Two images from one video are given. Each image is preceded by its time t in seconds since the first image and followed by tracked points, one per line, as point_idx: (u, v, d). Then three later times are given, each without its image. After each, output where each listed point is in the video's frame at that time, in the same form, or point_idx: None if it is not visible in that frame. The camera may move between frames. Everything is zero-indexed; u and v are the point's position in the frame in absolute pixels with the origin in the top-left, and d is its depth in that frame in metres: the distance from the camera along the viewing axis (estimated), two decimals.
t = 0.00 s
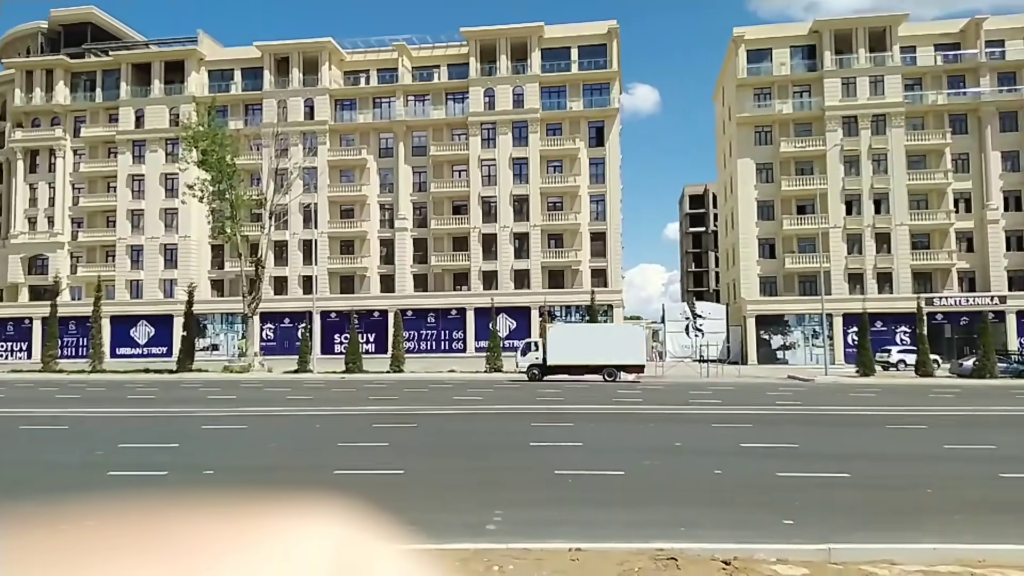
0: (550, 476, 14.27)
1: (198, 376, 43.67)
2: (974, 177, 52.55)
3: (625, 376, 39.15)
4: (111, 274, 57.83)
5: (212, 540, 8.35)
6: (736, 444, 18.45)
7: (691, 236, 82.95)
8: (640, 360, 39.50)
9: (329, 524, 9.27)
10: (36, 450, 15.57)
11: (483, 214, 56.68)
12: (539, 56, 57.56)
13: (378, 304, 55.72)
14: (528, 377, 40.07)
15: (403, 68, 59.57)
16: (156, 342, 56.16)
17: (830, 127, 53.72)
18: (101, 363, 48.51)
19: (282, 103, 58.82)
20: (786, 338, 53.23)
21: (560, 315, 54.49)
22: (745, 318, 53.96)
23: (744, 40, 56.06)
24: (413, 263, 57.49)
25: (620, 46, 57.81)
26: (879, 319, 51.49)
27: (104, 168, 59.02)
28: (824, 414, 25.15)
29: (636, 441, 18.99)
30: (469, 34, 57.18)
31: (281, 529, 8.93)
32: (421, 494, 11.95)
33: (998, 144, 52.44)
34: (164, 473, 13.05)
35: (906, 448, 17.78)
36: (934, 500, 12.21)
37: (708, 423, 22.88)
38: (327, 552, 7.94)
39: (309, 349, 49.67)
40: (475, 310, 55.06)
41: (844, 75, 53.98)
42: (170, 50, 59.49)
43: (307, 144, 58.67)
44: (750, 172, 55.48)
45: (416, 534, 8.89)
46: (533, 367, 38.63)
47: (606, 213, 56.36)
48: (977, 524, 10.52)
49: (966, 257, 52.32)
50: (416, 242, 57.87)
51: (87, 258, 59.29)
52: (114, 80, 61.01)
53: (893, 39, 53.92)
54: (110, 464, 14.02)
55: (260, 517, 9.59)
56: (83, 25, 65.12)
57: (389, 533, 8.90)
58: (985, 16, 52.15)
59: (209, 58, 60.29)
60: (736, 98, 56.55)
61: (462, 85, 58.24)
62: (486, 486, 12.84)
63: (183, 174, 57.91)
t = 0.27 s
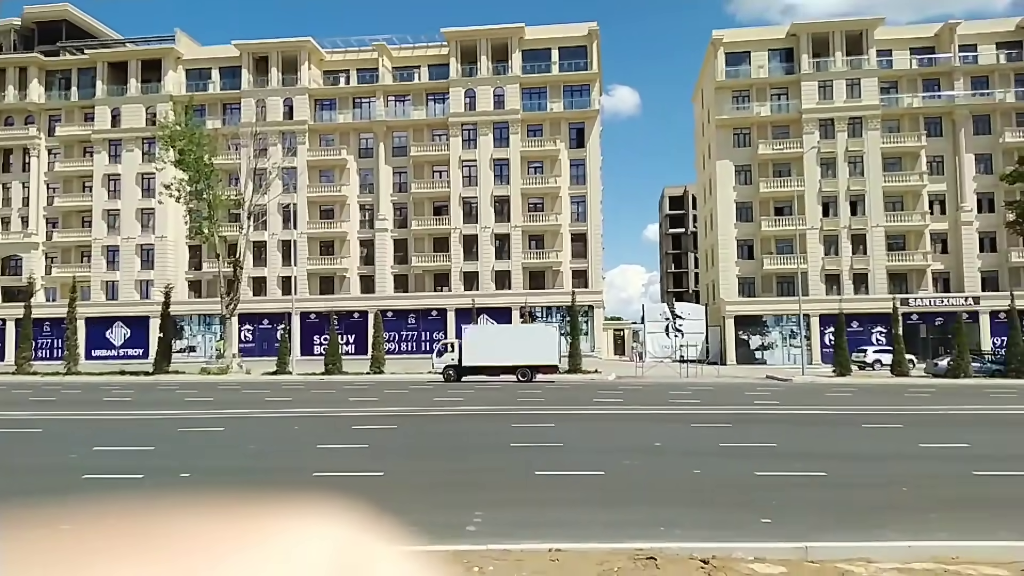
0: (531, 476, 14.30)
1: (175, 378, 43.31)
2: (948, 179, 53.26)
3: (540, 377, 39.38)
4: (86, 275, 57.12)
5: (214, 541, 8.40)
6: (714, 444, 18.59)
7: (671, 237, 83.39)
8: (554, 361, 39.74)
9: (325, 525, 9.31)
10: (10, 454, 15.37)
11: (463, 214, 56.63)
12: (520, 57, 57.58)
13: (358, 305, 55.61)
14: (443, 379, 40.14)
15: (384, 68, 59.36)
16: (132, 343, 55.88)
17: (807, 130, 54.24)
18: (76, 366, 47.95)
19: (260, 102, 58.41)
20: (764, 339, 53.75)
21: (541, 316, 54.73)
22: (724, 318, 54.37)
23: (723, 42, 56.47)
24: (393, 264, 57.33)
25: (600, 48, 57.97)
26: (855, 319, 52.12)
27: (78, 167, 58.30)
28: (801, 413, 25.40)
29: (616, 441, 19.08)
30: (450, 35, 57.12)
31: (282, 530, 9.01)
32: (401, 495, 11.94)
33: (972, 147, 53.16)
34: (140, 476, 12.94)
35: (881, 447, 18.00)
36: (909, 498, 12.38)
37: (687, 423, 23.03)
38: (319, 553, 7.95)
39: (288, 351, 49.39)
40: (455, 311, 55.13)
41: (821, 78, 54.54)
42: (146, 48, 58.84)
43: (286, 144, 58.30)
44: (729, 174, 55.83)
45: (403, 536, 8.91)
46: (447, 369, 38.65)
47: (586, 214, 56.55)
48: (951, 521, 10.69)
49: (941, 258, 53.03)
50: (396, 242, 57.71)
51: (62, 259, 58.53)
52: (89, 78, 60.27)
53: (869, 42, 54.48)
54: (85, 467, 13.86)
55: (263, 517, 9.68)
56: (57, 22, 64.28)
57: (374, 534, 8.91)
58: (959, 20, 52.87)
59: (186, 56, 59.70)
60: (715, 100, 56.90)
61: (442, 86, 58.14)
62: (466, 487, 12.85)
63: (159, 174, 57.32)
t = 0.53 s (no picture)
0: (506, 476, 14.33)
1: (146, 378, 42.81)
2: (919, 183, 54.08)
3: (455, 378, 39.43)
4: (56, 272, 56.22)
5: (217, 540, 8.44)
6: (689, 444, 18.75)
7: (647, 238, 83.82)
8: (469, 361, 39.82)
9: (315, 526, 9.33)
10: None
11: (440, 214, 56.51)
12: (498, 57, 57.58)
13: (334, 304, 55.37)
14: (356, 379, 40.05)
15: (361, 66, 59.06)
16: (103, 342, 55.26)
17: (781, 133, 54.80)
18: (45, 365, 47.21)
19: (235, 99, 57.88)
20: (738, 339, 54.30)
21: (518, 317, 54.85)
22: (699, 319, 54.78)
23: (699, 46, 56.96)
24: (369, 264, 57.08)
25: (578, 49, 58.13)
26: (828, 320, 52.82)
27: (49, 164, 57.38)
28: (775, 413, 25.65)
29: (592, 441, 19.16)
30: (427, 34, 56.98)
31: (283, 529, 9.06)
32: (377, 496, 11.92)
33: (943, 152, 53.98)
34: (111, 477, 12.80)
35: (853, 446, 18.25)
36: (879, 497, 12.58)
37: (663, 423, 23.18)
38: (304, 554, 7.96)
39: (262, 350, 48.96)
40: (432, 311, 55.04)
41: (795, 82, 55.13)
42: (119, 43, 58.04)
43: (261, 142, 57.79)
44: (704, 177, 56.23)
45: (385, 536, 8.93)
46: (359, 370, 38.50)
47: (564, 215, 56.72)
48: (920, 520, 10.87)
49: (912, 260, 53.84)
50: (373, 241, 57.47)
51: (31, 256, 57.60)
52: (60, 73, 59.36)
53: (842, 47, 55.15)
54: (55, 468, 13.69)
55: (265, 517, 9.76)
56: (27, 15, 63.21)
57: (355, 534, 8.92)
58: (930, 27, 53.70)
59: (160, 52, 58.99)
60: (691, 102, 57.31)
61: (420, 85, 57.99)
62: (443, 487, 12.86)
63: (132, 170, 56.60)
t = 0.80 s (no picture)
0: (482, 475, 14.33)
1: (117, 377, 42.26)
2: (890, 184, 54.87)
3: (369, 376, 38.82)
4: (24, 269, 55.28)
5: (215, 540, 8.43)
6: (664, 442, 18.86)
7: (624, 237, 84.20)
8: (383, 360, 39.21)
9: (301, 526, 9.30)
10: None
11: (417, 212, 56.36)
12: (475, 56, 57.50)
13: (309, 303, 55.08)
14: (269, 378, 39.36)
15: (337, 63, 58.64)
16: (73, 341, 54.58)
17: (756, 134, 55.28)
18: (13, 364, 46.43)
19: (209, 95, 57.28)
20: (713, 338, 54.80)
21: (494, 316, 54.93)
22: (674, 319, 55.19)
23: (675, 47, 57.34)
24: (345, 262, 56.77)
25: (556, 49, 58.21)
26: (800, 320, 53.50)
27: (17, 159, 56.40)
28: (749, 411, 25.87)
29: (568, 440, 19.21)
30: (404, 31, 56.75)
31: (282, 530, 9.06)
32: (353, 495, 11.87)
33: (914, 154, 54.77)
34: (81, 478, 12.63)
35: (826, 444, 18.46)
36: (851, 495, 12.74)
37: (638, 422, 23.29)
38: (285, 554, 7.93)
39: (235, 349, 48.51)
40: (409, 310, 55.01)
41: (770, 84, 55.62)
42: (90, 37, 57.17)
43: (235, 138, 57.10)
44: (680, 177, 56.58)
45: (364, 536, 8.91)
46: (272, 370, 37.71)
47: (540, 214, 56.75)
48: (891, 517, 11.02)
49: (883, 261, 54.61)
50: (349, 239, 57.18)
51: None
52: (29, 67, 58.36)
53: (816, 50, 55.72)
54: (23, 469, 13.46)
55: (266, 517, 9.76)
56: None
57: (334, 535, 8.89)
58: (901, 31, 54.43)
59: (132, 47, 58.19)
60: (667, 103, 57.64)
61: (396, 83, 57.78)
62: (420, 487, 12.84)
63: (103, 166, 55.81)
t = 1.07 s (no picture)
0: (458, 474, 14.34)
1: (85, 377, 41.62)
2: (860, 185, 55.65)
3: (282, 376, 38.07)
4: None
5: (218, 541, 8.44)
6: (638, 440, 18.97)
7: (599, 236, 84.48)
8: (295, 359, 38.49)
9: (285, 526, 9.28)
10: None
11: (392, 211, 56.17)
12: (450, 53, 57.39)
13: (283, 301, 54.72)
14: (179, 380, 38.47)
15: (311, 59, 58.15)
16: (40, 340, 53.68)
17: (729, 135, 55.73)
18: None
19: (180, 91, 56.59)
20: (687, 337, 55.21)
21: (470, 314, 54.92)
22: (649, 317, 55.54)
23: (650, 47, 57.71)
24: (319, 260, 56.40)
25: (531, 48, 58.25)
26: (773, 318, 54.06)
27: None
28: (722, 409, 26.10)
29: (543, 438, 19.26)
30: (379, 28, 56.48)
31: (282, 529, 9.09)
32: (331, 495, 11.82)
33: (884, 155, 55.55)
34: (49, 479, 12.43)
35: (797, 441, 18.70)
36: (821, 491, 12.91)
37: (613, 420, 23.40)
38: (266, 553, 7.91)
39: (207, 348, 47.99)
40: (384, 309, 54.85)
41: (743, 84, 56.08)
42: (58, 31, 56.20)
43: (207, 134, 56.50)
44: (655, 177, 56.90)
45: (342, 535, 8.89)
46: (180, 371, 36.88)
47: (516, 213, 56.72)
48: (860, 512, 11.19)
49: (853, 260, 55.40)
50: (323, 237, 56.84)
51: None
52: None
53: (788, 51, 56.27)
54: None
55: (269, 518, 9.76)
56: None
57: (313, 535, 8.87)
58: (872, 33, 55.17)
59: (101, 42, 57.31)
60: (641, 103, 57.97)
61: (371, 80, 57.50)
62: (398, 486, 12.83)
63: (71, 163, 54.93)
